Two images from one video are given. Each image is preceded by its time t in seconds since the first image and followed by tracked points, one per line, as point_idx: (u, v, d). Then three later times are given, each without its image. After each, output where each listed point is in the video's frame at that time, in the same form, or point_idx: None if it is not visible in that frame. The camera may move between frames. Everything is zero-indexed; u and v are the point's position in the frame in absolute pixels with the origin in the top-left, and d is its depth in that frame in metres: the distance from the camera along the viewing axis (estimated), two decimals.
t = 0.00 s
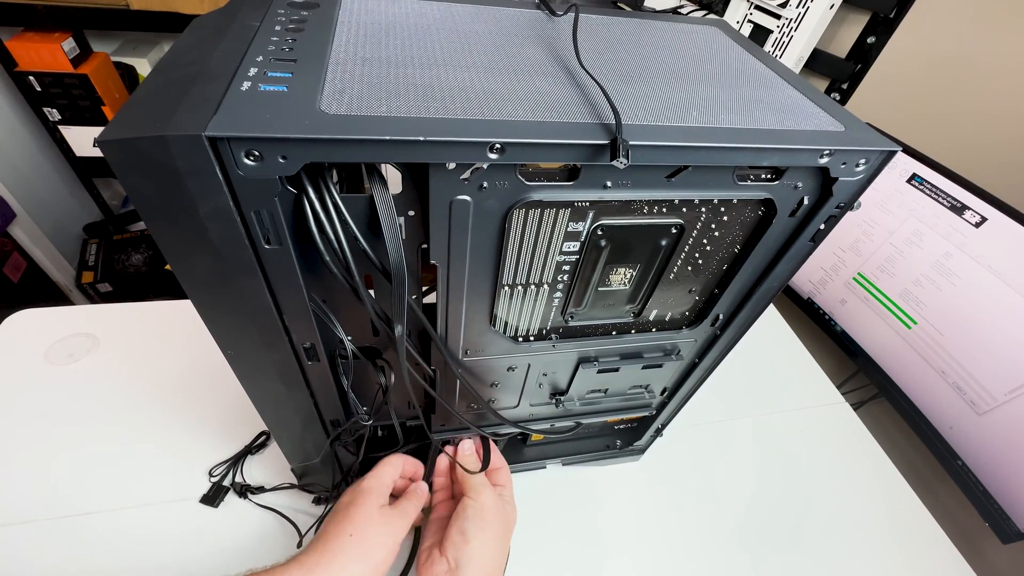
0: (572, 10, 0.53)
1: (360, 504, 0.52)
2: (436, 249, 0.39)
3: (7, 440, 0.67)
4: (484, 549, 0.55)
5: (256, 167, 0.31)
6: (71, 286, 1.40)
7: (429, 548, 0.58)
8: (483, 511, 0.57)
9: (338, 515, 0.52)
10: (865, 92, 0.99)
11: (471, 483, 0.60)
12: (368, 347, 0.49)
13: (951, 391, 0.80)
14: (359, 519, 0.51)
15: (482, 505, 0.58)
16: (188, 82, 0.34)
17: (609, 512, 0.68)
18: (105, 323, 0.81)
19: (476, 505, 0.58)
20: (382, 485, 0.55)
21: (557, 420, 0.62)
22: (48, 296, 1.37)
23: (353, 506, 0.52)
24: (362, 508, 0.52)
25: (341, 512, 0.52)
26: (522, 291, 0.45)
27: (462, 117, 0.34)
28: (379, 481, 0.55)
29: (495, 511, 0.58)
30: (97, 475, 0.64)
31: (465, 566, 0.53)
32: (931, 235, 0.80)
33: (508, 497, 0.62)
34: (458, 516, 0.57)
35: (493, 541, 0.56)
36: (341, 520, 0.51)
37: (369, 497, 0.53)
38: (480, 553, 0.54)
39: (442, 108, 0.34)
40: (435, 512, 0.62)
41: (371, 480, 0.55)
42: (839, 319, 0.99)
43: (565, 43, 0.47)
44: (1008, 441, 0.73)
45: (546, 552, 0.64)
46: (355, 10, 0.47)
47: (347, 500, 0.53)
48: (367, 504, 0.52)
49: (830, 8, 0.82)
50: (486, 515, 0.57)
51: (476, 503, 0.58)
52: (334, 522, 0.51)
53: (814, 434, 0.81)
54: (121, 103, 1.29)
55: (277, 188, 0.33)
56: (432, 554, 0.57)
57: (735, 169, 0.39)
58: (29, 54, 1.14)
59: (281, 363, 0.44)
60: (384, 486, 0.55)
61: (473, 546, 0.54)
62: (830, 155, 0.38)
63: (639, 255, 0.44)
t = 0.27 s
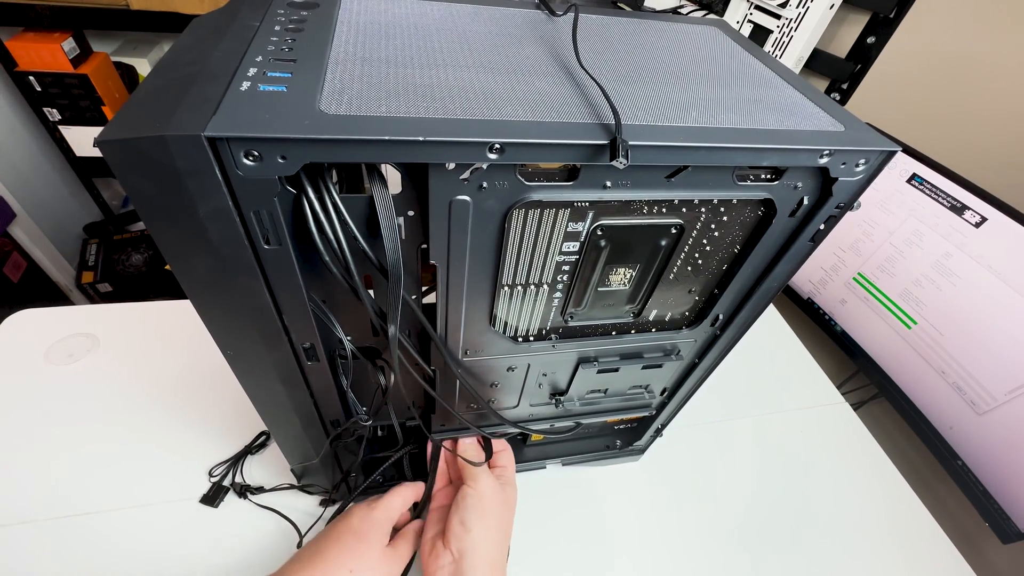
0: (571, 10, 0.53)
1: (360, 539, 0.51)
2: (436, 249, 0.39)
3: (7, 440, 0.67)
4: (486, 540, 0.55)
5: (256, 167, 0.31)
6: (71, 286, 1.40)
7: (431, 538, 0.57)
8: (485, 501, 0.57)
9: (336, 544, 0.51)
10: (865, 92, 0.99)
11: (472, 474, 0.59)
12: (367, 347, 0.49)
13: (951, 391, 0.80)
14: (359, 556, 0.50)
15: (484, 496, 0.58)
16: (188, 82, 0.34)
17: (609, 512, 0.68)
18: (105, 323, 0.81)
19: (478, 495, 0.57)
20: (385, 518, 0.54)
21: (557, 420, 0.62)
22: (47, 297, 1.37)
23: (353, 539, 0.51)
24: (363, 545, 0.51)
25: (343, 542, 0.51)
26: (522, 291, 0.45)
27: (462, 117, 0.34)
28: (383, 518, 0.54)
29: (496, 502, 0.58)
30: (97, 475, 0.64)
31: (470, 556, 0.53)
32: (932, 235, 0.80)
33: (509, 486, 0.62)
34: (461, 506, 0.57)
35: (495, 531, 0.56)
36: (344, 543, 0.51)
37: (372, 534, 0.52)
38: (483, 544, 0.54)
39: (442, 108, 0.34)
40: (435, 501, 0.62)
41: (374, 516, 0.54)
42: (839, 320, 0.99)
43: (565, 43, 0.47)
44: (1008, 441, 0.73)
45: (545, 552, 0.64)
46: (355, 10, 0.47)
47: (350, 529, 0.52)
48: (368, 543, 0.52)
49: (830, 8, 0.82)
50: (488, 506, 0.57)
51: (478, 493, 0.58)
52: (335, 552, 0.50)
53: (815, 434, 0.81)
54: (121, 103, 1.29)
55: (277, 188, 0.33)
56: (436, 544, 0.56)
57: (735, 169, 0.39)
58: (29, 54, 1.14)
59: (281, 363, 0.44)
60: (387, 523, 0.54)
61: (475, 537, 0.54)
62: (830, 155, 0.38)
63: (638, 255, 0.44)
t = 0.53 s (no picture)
0: (572, 10, 0.54)
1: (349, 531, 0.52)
2: (436, 249, 0.39)
3: (7, 439, 0.67)
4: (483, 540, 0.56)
5: (256, 167, 0.31)
6: (71, 286, 1.40)
7: (428, 532, 0.58)
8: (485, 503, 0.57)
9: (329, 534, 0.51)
10: (865, 93, 0.99)
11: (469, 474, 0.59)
12: (368, 347, 0.49)
13: (951, 391, 0.80)
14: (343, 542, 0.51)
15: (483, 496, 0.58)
16: (189, 82, 0.34)
17: (609, 512, 0.68)
18: (105, 322, 0.81)
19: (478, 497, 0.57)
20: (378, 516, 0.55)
21: (557, 420, 0.62)
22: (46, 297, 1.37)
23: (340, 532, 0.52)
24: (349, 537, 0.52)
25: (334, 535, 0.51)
26: (523, 291, 0.45)
27: (463, 117, 0.34)
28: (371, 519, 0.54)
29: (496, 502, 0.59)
30: (97, 475, 0.64)
31: (467, 556, 0.54)
32: (931, 235, 0.80)
33: (506, 485, 0.62)
34: (458, 504, 0.57)
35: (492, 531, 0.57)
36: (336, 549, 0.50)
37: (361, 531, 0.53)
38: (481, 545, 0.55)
39: (442, 108, 0.34)
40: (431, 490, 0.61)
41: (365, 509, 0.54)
42: (839, 320, 0.99)
43: (565, 43, 0.47)
44: (1008, 441, 0.73)
45: (545, 552, 0.64)
46: (355, 10, 0.47)
47: (344, 517, 0.53)
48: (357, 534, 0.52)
49: (830, 9, 0.82)
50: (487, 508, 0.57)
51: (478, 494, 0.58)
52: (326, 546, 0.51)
53: (815, 434, 0.81)
54: (121, 103, 1.29)
55: (278, 188, 0.33)
56: (432, 540, 0.57)
57: (735, 169, 0.39)
58: (29, 54, 1.14)
59: (281, 363, 0.44)
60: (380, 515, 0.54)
61: (473, 537, 0.55)
62: (830, 155, 0.38)
63: (639, 255, 0.44)
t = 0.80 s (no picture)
0: (571, 10, 0.54)
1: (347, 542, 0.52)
2: (436, 249, 0.39)
3: (7, 440, 0.67)
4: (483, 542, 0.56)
5: (256, 167, 0.31)
6: (71, 286, 1.40)
7: (430, 537, 0.58)
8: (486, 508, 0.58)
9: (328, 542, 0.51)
10: (865, 93, 0.99)
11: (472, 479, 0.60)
12: (367, 347, 0.49)
13: (951, 391, 0.80)
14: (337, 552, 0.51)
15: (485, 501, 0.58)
16: (188, 82, 0.34)
17: (609, 512, 0.68)
18: (105, 323, 0.81)
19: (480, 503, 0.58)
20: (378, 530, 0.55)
21: (556, 420, 0.62)
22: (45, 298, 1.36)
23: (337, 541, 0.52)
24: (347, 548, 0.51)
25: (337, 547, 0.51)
26: (522, 291, 0.45)
27: (463, 117, 0.34)
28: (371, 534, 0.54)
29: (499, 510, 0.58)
30: (97, 475, 0.64)
31: (471, 559, 0.54)
32: (931, 235, 0.80)
33: (506, 485, 0.62)
34: (461, 508, 0.58)
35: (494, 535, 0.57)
36: None
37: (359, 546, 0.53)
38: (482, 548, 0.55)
39: (442, 108, 0.34)
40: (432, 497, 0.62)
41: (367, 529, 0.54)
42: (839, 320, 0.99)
43: (564, 43, 0.47)
44: (1008, 441, 0.73)
45: (545, 552, 0.64)
46: (355, 10, 0.47)
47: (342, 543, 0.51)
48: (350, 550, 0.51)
49: (830, 8, 0.82)
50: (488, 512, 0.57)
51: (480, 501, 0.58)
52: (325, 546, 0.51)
53: (815, 435, 0.81)
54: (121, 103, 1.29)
55: (277, 189, 0.33)
56: (436, 545, 0.57)
57: (735, 169, 0.39)
58: (29, 54, 1.14)
59: (281, 363, 0.44)
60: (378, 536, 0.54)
61: (475, 540, 0.55)
62: (830, 155, 0.38)
63: (638, 255, 0.44)
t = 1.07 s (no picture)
0: (572, 10, 0.53)
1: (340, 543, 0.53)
2: (436, 250, 0.39)
3: (7, 440, 0.67)
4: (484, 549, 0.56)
5: (255, 168, 0.31)
6: (71, 286, 1.40)
7: (428, 542, 0.59)
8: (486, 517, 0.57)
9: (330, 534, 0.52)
10: (866, 93, 0.98)
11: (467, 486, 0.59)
12: (367, 349, 0.49)
13: (951, 391, 0.80)
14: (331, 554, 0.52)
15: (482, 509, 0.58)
16: (187, 82, 0.34)
17: (609, 513, 0.68)
18: (105, 323, 0.81)
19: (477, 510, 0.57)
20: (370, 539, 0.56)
21: (556, 420, 0.62)
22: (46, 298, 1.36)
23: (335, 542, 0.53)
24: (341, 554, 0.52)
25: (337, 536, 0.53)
26: (523, 291, 0.45)
27: (463, 117, 0.34)
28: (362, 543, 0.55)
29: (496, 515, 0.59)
30: (97, 475, 0.64)
31: (468, 563, 0.54)
32: (931, 235, 0.80)
33: (505, 488, 0.62)
34: (457, 513, 0.58)
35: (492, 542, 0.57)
36: None
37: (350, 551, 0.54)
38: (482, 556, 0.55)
39: (442, 108, 0.34)
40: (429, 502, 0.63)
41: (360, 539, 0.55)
42: (839, 320, 0.99)
43: (564, 43, 0.47)
44: (1008, 441, 0.73)
45: (545, 552, 0.64)
46: (354, 10, 0.47)
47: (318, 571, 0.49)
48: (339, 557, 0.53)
49: (830, 8, 0.82)
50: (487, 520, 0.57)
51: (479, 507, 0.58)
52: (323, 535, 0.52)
53: (815, 434, 0.81)
54: (121, 103, 1.29)
55: (278, 190, 0.33)
56: (433, 549, 0.58)
57: (735, 170, 0.39)
58: (29, 54, 1.14)
59: (281, 364, 0.44)
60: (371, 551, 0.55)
61: (473, 545, 0.55)
62: (831, 155, 0.38)
63: (638, 255, 0.44)
